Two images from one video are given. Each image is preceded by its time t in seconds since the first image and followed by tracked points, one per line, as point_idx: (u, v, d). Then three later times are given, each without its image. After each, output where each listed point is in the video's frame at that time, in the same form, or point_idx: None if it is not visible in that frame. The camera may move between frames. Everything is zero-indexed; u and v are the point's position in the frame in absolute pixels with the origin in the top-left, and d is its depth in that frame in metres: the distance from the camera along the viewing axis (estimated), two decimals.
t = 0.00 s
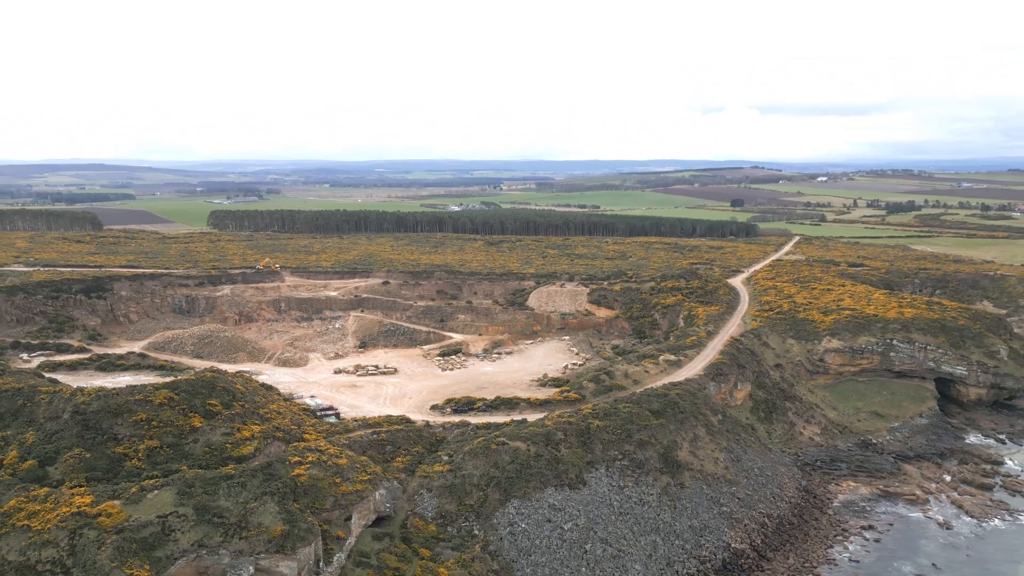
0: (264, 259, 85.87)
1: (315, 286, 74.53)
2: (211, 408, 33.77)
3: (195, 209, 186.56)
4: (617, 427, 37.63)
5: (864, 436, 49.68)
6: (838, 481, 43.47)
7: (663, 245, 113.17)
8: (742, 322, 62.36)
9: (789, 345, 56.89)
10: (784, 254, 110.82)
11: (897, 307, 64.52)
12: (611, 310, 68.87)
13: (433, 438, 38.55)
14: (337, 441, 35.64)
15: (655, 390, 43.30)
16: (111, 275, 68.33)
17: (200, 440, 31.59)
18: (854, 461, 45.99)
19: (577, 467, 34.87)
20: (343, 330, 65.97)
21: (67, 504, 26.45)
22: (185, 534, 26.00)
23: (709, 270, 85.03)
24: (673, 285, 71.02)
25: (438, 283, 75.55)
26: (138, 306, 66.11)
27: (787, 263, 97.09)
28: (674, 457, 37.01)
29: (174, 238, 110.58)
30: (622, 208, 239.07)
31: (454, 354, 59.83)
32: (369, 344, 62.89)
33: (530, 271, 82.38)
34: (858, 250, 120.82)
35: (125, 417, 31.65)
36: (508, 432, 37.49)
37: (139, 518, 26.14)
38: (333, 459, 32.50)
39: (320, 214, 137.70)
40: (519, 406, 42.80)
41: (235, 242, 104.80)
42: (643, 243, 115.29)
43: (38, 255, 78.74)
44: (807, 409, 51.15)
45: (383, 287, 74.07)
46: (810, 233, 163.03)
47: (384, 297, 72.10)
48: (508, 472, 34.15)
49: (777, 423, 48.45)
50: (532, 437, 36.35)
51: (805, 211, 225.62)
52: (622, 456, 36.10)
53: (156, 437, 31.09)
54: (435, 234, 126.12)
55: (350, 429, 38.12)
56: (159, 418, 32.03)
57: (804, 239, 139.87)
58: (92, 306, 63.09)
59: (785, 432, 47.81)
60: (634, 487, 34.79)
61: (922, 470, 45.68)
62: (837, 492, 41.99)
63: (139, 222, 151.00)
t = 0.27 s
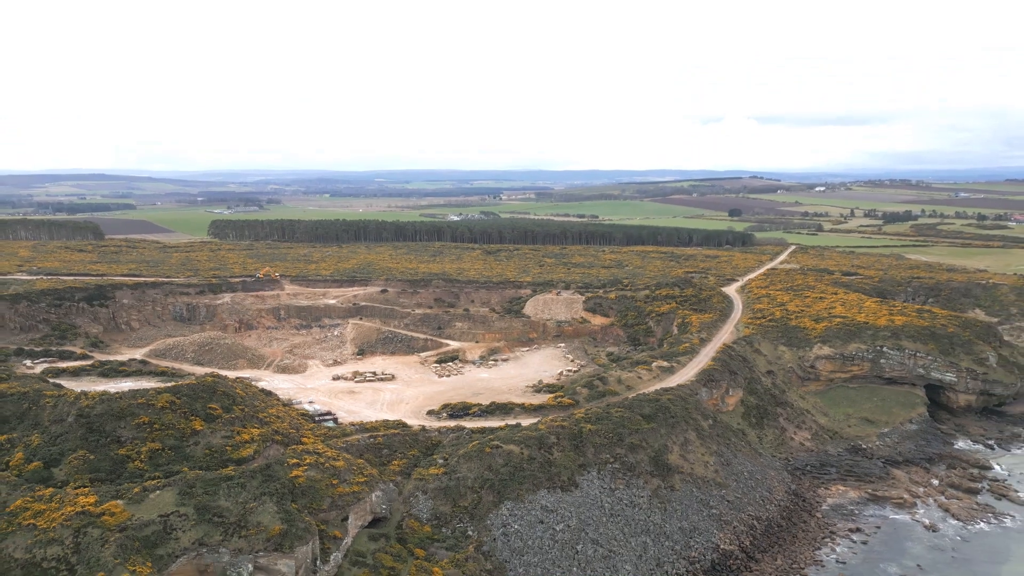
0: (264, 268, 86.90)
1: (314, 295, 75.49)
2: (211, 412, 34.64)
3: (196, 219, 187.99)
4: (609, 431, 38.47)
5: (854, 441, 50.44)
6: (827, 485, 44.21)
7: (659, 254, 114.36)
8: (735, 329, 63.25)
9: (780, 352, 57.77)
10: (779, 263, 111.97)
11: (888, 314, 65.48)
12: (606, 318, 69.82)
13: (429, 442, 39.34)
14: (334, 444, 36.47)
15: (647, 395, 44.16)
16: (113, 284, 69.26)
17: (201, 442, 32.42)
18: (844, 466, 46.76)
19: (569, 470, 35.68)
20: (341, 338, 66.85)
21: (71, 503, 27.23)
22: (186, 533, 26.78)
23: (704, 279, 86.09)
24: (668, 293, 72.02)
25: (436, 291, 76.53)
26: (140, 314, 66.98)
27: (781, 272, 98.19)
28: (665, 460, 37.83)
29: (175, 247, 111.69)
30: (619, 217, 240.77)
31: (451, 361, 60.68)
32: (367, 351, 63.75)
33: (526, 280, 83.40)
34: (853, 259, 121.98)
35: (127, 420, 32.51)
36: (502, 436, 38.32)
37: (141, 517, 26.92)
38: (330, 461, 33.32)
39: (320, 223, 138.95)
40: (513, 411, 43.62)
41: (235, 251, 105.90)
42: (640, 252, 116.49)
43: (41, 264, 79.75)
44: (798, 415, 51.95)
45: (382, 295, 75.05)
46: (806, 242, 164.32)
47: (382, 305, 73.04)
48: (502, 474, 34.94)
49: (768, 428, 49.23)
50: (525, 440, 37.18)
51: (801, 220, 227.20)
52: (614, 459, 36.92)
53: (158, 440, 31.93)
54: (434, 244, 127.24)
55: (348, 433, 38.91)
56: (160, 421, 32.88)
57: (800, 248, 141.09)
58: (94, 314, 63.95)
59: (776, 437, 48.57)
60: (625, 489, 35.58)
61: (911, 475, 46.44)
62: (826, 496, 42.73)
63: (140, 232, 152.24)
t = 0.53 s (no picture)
0: (264, 278, 88.06)
1: (313, 304, 76.57)
2: (212, 417, 35.61)
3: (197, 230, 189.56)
4: (600, 436, 39.44)
5: (843, 448, 51.33)
6: (815, 490, 45.06)
7: (655, 265, 115.66)
8: (727, 337, 64.27)
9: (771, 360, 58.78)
10: (774, 273, 113.26)
11: (878, 323, 66.56)
12: (601, 327, 70.87)
13: (424, 448, 40.24)
14: (332, 448, 37.40)
15: (639, 401, 45.12)
16: (116, 294, 70.37)
17: (202, 446, 33.38)
18: (832, 471, 47.63)
19: (560, 473, 36.61)
20: (340, 346, 67.82)
21: (76, 504, 28.16)
22: (187, 533, 27.68)
23: (698, 289, 87.25)
24: (661, 302, 73.15)
25: (433, 301, 77.62)
26: (142, 323, 68.02)
27: (775, 282, 99.40)
28: (655, 465, 38.76)
29: (176, 258, 112.96)
30: (617, 229, 242.61)
31: (448, 369, 61.62)
32: (365, 360, 64.72)
33: (523, 289, 84.53)
34: (847, 269, 123.25)
35: (131, 424, 33.50)
36: (495, 441, 39.26)
37: (144, 517, 27.84)
38: (328, 465, 34.26)
39: (320, 235, 140.35)
40: (507, 417, 44.55)
41: (236, 262, 107.14)
42: (636, 262, 117.74)
43: (44, 274, 80.91)
44: (788, 422, 52.86)
45: (380, 304, 76.15)
46: (802, 253, 165.71)
47: (380, 315, 74.11)
48: (495, 478, 35.85)
49: (758, 435, 50.10)
50: (518, 445, 38.13)
51: (798, 232, 228.87)
52: (604, 463, 37.85)
53: (160, 443, 32.89)
54: (432, 254, 128.63)
55: (345, 438, 39.83)
56: (162, 425, 33.86)
57: (795, 259, 142.40)
58: (97, 323, 64.98)
59: (766, 443, 49.45)
60: (615, 493, 36.49)
61: (898, 480, 47.28)
62: (814, 500, 43.58)
63: (141, 243, 153.65)
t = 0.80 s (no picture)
0: (264, 288, 89.19)
1: (312, 314, 77.65)
2: (212, 422, 36.59)
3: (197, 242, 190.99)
4: (591, 442, 40.41)
5: (832, 454, 52.21)
6: (804, 495, 45.92)
7: (650, 275, 116.96)
8: (719, 346, 65.31)
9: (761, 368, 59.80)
10: (768, 284, 114.56)
11: (867, 332, 67.66)
12: (596, 336, 71.94)
13: (420, 453, 41.14)
14: (329, 453, 38.35)
15: (630, 408, 46.09)
16: (118, 304, 71.41)
17: (202, 450, 34.33)
18: (821, 478, 48.52)
19: (552, 477, 37.55)
20: (338, 355, 68.79)
21: (80, 505, 29.07)
22: (188, 533, 28.57)
23: (692, 299, 88.45)
24: (655, 312, 74.28)
25: (431, 311, 78.73)
26: (143, 333, 69.00)
27: (769, 292, 100.61)
28: (644, 469, 39.69)
29: (177, 269, 114.13)
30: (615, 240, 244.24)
31: (444, 378, 62.57)
32: (363, 369, 65.68)
33: (519, 299, 85.68)
34: (841, 280, 124.57)
35: (133, 429, 34.48)
36: (489, 446, 40.21)
37: (146, 518, 28.75)
38: (325, 468, 35.20)
39: (319, 245, 141.72)
40: (501, 424, 45.49)
41: (236, 272, 108.31)
42: (632, 273, 119.07)
43: (46, 285, 81.99)
44: (778, 429, 53.78)
45: (378, 314, 77.22)
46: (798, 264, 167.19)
47: (378, 324, 75.18)
48: (488, 482, 36.76)
49: (749, 441, 51.00)
50: (511, 450, 39.08)
51: (794, 243, 230.53)
52: (595, 468, 38.79)
53: (162, 447, 33.86)
54: (431, 265, 129.96)
55: (342, 444, 40.75)
56: (164, 430, 34.84)
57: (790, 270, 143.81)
58: (99, 332, 65.96)
59: (756, 450, 50.32)
60: (605, 496, 37.40)
61: (886, 486, 48.16)
62: (802, 505, 44.43)
63: (142, 254, 154.98)
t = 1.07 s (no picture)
0: (264, 297, 90.19)
1: (311, 322, 78.61)
2: (213, 427, 37.47)
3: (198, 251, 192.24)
4: (584, 447, 41.25)
5: (823, 460, 52.95)
6: (794, 500, 46.63)
7: (647, 285, 118.09)
8: (712, 354, 66.19)
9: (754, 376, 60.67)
10: (763, 293, 115.65)
11: (859, 340, 68.59)
12: (591, 344, 72.88)
13: (416, 458, 41.92)
14: (326, 457, 39.17)
15: (623, 414, 46.96)
16: (119, 312, 72.35)
17: (202, 454, 35.15)
18: (811, 483, 49.28)
19: (545, 481, 38.36)
20: (337, 363, 69.66)
21: (84, 507, 29.87)
22: (189, 534, 29.32)
23: (687, 308, 89.50)
24: (650, 320, 75.27)
25: (428, 319, 79.70)
26: (144, 341, 69.88)
27: (764, 301, 101.63)
28: (636, 474, 40.50)
29: (177, 278, 115.22)
30: (613, 249, 245.78)
31: (441, 385, 63.41)
32: (361, 376, 66.53)
33: (516, 308, 86.68)
34: (837, 289, 125.66)
35: (136, 433, 35.34)
36: (483, 451, 41.01)
37: (148, 519, 29.54)
38: (322, 472, 35.98)
39: (319, 255, 142.86)
40: (496, 429, 46.26)
41: (236, 281, 109.35)
42: (628, 282, 120.17)
43: (49, 293, 82.98)
44: (770, 436, 54.52)
45: (376, 323, 78.21)
46: (794, 273, 168.41)
47: (376, 332, 76.15)
48: (482, 485, 37.54)
49: (741, 447, 51.73)
50: (505, 455, 39.91)
51: (791, 252, 231.91)
52: (588, 472, 39.61)
53: (163, 451, 34.71)
54: (429, 274, 131.03)
55: (340, 449, 41.55)
56: (166, 434, 35.70)
57: (787, 279, 144.98)
58: (101, 340, 66.83)
59: (748, 456, 51.05)
60: (597, 500, 38.16)
61: (876, 491, 48.87)
62: (793, 510, 45.15)
63: (143, 264, 156.02)
